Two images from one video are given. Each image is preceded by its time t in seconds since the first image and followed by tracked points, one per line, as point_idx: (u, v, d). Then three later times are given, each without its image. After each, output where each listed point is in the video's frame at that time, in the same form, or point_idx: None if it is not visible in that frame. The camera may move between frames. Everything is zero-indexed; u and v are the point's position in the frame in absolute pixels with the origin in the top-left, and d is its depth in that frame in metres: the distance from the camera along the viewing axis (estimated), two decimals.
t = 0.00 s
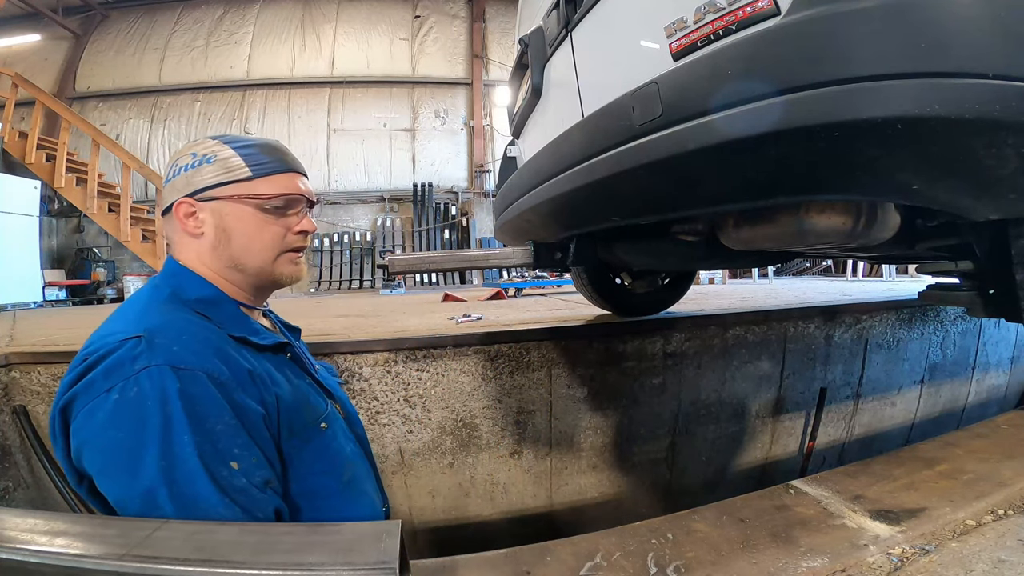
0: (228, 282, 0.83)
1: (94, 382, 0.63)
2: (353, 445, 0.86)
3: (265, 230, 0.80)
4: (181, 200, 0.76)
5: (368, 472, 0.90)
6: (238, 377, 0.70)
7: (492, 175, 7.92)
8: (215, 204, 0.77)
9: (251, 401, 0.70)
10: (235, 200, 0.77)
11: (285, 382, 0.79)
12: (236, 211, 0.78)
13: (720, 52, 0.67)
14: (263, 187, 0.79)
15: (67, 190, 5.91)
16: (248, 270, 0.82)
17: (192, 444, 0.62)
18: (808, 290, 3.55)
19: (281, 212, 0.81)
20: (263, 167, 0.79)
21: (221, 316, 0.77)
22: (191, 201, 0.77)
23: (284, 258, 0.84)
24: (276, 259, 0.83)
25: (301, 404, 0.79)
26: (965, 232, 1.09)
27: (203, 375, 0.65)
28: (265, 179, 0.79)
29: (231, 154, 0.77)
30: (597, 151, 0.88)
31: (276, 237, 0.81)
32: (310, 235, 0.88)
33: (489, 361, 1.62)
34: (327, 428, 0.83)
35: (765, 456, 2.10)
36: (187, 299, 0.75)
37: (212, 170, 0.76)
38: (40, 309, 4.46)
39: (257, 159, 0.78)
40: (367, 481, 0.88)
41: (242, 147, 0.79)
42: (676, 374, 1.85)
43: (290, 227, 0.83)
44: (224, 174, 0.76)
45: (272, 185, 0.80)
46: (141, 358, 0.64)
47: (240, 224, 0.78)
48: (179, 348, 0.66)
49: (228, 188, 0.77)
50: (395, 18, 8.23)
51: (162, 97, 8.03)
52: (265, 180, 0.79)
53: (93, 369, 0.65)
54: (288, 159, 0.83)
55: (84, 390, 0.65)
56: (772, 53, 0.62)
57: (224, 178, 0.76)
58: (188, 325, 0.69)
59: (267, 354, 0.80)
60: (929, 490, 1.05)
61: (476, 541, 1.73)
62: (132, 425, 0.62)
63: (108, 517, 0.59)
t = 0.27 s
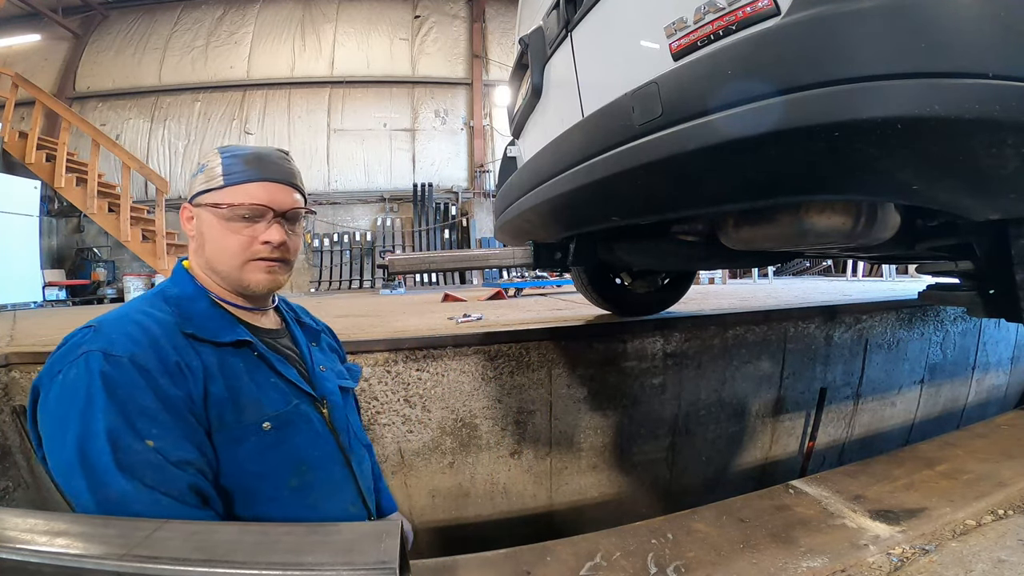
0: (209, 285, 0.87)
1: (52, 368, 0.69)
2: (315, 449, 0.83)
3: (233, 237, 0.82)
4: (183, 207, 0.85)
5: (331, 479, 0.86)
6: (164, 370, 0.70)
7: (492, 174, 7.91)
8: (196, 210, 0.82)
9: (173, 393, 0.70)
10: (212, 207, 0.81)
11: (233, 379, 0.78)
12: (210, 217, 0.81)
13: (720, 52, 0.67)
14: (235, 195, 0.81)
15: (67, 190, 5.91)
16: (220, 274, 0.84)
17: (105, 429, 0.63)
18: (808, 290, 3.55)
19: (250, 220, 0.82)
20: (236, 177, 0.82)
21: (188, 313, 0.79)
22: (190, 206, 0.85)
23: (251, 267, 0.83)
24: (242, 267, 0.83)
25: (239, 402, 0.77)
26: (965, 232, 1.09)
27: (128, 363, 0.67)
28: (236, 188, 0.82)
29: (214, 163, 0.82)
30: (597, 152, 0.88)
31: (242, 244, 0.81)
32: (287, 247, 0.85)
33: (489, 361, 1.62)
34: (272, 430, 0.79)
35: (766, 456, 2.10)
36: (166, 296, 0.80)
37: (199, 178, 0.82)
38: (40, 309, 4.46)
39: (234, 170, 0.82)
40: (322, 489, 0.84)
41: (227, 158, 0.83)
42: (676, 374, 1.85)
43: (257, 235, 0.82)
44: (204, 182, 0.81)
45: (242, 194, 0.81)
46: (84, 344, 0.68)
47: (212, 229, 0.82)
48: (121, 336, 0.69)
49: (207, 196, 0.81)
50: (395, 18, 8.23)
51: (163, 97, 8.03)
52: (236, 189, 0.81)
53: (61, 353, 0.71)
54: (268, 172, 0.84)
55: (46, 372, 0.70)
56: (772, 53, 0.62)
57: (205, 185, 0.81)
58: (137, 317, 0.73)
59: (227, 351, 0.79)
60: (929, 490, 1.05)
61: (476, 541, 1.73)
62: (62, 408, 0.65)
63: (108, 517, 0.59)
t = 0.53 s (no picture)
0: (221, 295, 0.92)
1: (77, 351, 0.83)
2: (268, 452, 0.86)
3: (226, 247, 0.85)
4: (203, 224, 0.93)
5: (283, 480, 0.88)
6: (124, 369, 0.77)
7: (492, 174, 7.91)
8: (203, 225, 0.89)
9: (128, 389, 0.77)
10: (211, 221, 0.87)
11: (196, 381, 0.82)
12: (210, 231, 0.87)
13: (720, 52, 0.67)
14: (228, 209, 0.85)
15: (67, 190, 5.91)
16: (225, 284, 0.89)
17: (68, 412, 0.74)
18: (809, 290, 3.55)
19: (240, 230, 0.85)
20: (228, 192, 0.86)
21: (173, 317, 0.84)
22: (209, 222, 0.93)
23: (244, 275, 0.85)
24: (235, 275, 0.86)
25: (193, 402, 0.82)
26: (965, 232, 1.09)
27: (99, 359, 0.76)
28: (229, 202, 0.86)
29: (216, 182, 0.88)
30: (597, 152, 0.88)
31: (233, 253, 0.84)
32: (275, 254, 0.86)
33: (489, 361, 1.62)
34: (220, 429, 0.83)
35: (765, 456, 2.10)
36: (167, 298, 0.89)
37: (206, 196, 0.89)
38: (40, 309, 4.46)
39: (229, 186, 0.86)
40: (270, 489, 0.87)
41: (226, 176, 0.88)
42: (676, 374, 1.85)
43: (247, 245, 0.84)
44: (208, 199, 0.88)
45: (233, 207, 0.85)
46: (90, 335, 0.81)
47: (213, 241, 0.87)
48: (106, 334, 0.79)
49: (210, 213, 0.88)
50: (395, 18, 8.23)
51: (163, 97, 8.03)
52: (229, 203, 0.85)
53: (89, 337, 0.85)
54: (256, 184, 0.86)
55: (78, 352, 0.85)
56: (772, 53, 0.62)
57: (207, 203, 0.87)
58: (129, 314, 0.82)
59: (202, 353, 0.83)
60: (929, 490, 1.05)
61: (476, 541, 1.73)
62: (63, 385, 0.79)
63: (108, 517, 0.59)
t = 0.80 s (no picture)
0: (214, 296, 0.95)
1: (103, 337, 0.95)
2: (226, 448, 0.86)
3: (208, 248, 0.87)
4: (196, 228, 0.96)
5: (243, 476, 0.89)
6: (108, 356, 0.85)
7: (492, 174, 7.91)
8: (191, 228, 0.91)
9: (108, 374, 0.84)
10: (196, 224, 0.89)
11: (167, 374, 0.86)
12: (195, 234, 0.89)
13: (719, 52, 0.67)
14: (207, 212, 0.87)
15: (67, 190, 5.90)
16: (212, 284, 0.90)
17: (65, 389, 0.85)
18: (809, 290, 3.55)
19: (219, 231, 0.86)
20: (207, 195, 0.87)
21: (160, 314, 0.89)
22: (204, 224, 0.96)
23: (224, 275, 0.86)
24: (216, 275, 0.87)
25: (159, 393, 0.85)
26: (964, 232, 1.09)
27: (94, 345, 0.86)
28: (208, 205, 0.87)
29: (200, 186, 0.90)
30: (597, 152, 0.88)
31: (213, 254, 0.86)
32: (251, 253, 0.86)
33: (489, 361, 1.62)
34: (182, 421, 0.85)
35: (766, 456, 2.10)
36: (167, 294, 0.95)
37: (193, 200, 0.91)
38: (40, 309, 4.46)
39: (208, 188, 0.87)
40: (230, 483, 0.89)
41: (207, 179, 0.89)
42: (676, 374, 1.85)
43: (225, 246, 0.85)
44: (194, 203, 0.91)
45: (211, 210, 0.86)
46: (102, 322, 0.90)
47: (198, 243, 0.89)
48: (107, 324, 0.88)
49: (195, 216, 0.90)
50: (395, 18, 8.23)
51: (163, 97, 8.03)
52: (208, 205, 0.87)
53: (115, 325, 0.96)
54: (230, 185, 0.86)
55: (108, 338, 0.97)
56: (772, 53, 0.62)
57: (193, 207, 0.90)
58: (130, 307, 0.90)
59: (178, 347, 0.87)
60: (929, 490, 1.05)
61: (476, 541, 1.73)
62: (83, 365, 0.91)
63: (109, 517, 0.59)
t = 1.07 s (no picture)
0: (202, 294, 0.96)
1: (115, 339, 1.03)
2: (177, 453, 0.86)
3: (192, 247, 0.88)
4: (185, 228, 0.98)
5: (195, 485, 0.87)
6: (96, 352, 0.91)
7: (492, 175, 7.92)
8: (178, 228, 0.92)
9: (92, 369, 0.90)
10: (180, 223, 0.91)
11: (135, 374, 0.88)
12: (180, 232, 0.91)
13: (720, 52, 0.67)
14: (190, 210, 0.88)
15: (67, 190, 5.91)
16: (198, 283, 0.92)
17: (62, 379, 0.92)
18: (809, 290, 3.55)
19: (201, 230, 0.87)
20: (190, 193, 0.88)
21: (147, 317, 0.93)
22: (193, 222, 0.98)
23: (207, 274, 0.87)
24: (200, 275, 0.88)
25: (126, 391, 0.87)
26: (964, 232, 1.09)
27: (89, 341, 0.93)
28: (190, 203, 0.88)
29: (185, 184, 0.92)
30: (597, 152, 0.88)
31: (196, 253, 0.87)
32: (231, 254, 0.87)
33: (489, 361, 1.62)
34: (141, 422, 0.86)
35: (766, 456, 2.10)
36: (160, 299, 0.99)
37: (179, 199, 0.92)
38: (40, 309, 4.46)
39: (191, 186, 0.88)
40: (184, 491, 0.88)
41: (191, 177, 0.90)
42: (676, 374, 1.85)
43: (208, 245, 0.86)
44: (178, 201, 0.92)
45: (194, 208, 0.87)
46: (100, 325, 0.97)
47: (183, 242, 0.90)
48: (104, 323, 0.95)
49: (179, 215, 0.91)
50: (395, 18, 8.23)
51: (163, 97, 8.03)
52: (191, 204, 0.88)
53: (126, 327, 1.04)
54: (211, 183, 0.87)
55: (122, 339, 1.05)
56: (772, 53, 0.62)
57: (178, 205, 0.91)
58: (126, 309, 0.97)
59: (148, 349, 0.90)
60: (929, 490, 1.05)
61: (476, 541, 1.73)
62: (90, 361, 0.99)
63: (109, 517, 0.59)
